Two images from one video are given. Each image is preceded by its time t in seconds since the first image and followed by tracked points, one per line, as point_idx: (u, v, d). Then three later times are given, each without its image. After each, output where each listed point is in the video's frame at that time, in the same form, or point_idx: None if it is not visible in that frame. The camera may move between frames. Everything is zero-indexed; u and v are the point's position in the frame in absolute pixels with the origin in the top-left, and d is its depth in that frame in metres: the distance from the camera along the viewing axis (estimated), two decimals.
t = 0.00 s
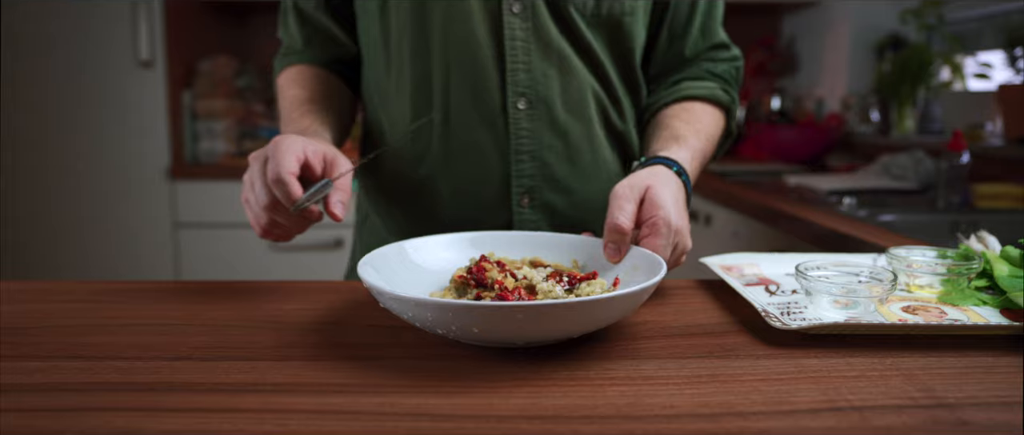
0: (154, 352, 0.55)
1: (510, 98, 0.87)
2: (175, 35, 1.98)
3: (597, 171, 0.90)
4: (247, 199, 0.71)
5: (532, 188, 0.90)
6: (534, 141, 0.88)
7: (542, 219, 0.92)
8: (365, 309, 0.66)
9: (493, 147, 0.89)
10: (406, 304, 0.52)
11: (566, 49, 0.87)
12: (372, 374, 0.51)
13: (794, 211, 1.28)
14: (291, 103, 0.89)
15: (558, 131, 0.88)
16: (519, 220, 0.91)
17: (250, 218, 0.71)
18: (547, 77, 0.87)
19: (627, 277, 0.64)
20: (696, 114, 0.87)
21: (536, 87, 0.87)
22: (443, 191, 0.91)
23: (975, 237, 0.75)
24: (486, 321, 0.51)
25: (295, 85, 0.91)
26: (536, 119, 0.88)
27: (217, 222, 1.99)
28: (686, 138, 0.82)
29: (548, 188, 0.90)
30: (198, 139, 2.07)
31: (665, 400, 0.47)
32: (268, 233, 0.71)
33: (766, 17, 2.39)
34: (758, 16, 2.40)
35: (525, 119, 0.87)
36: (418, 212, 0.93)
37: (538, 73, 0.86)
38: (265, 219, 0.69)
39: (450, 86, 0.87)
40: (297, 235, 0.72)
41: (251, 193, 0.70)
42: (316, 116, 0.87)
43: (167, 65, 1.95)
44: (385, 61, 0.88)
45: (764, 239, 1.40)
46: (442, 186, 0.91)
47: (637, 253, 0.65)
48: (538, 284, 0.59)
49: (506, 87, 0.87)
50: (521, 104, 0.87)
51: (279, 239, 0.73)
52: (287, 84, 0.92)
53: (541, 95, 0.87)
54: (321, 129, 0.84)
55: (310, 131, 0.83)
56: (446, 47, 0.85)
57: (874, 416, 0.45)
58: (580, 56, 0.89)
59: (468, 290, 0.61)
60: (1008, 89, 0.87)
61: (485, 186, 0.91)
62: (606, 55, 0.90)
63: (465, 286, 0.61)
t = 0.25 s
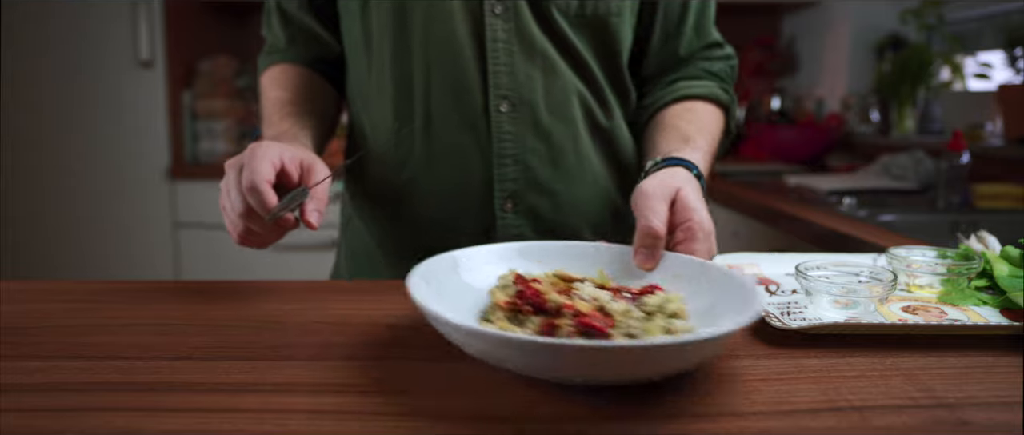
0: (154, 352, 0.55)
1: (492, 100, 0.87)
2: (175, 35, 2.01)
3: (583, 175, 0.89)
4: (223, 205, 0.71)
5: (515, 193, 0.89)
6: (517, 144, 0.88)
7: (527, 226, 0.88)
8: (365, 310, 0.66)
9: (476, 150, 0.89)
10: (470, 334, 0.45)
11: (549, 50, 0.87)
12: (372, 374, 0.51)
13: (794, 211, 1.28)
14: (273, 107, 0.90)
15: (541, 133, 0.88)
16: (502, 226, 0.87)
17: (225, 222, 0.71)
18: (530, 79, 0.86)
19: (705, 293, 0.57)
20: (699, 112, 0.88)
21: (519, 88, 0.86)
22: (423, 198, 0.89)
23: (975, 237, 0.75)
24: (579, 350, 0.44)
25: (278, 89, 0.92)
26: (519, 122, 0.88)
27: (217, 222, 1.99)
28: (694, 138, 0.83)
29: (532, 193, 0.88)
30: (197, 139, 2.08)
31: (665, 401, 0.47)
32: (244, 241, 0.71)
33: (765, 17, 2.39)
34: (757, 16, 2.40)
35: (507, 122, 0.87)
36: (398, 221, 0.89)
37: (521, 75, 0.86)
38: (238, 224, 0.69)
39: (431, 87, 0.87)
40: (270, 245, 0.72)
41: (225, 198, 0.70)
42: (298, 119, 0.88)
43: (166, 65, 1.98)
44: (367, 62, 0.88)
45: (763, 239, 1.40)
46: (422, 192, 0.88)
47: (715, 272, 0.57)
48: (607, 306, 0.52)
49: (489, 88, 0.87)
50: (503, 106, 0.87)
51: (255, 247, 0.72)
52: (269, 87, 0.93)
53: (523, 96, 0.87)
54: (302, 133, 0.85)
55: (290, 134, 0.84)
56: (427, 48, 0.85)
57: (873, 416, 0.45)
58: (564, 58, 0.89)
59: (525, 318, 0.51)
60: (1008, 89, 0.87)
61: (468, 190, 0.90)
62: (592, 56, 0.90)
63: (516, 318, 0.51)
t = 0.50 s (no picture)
0: (154, 352, 0.56)
1: (481, 100, 0.87)
2: (175, 35, 1.99)
3: (572, 174, 0.90)
4: (217, 206, 0.70)
5: (504, 194, 0.90)
6: (507, 145, 0.88)
7: (517, 226, 0.91)
8: (364, 309, 0.66)
9: (466, 151, 0.89)
10: (668, 403, 0.35)
11: (539, 49, 0.88)
12: (371, 374, 0.51)
13: (793, 211, 1.28)
14: (258, 105, 0.89)
15: (530, 133, 0.88)
16: (491, 228, 0.90)
17: (219, 223, 0.71)
18: (520, 79, 0.87)
19: (859, 323, 0.48)
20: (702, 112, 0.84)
21: (508, 88, 0.87)
22: (414, 198, 0.90)
23: (976, 237, 0.74)
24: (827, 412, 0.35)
25: (262, 83, 0.91)
26: (509, 123, 0.88)
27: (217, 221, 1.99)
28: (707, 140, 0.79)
29: (521, 193, 0.90)
30: (197, 139, 2.07)
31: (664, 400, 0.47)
32: (239, 242, 0.71)
33: (766, 16, 2.39)
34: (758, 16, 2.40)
35: (496, 122, 0.88)
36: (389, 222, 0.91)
37: (511, 75, 0.87)
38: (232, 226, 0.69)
39: (420, 88, 0.87)
40: (265, 245, 0.72)
41: (219, 198, 0.70)
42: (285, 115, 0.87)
43: (167, 65, 1.96)
44: (354, 63, 0.89)
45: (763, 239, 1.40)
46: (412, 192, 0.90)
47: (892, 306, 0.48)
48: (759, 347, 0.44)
49: (478, 89, 0.87)
50: (493, 107, 0.87)
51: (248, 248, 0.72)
52: (253, 81, 0.92)
53: (513, 96, 0.88)
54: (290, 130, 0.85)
55: (279, 131, 0.83)
56: (418, 48, 0.87)
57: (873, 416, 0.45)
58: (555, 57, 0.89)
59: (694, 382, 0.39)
60: (1007, 89, 0.87)
61: (456, 191, 0.90)
62: (582, 56, 0.90)
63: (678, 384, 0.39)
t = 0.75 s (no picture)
0: (154, 352, 0.56)
1: (476, 100, 0.87)
2: (176, 35, 1.99)
3: (566, 173, 0.90)
4: (229, 211, 0.71)
5: (500, 194, 0.90)
6: (502, 145, 0.88)
7: (513, 226, 0.91)
8: (364, 309, 0.66)
9: (461, 150, 0.89)
10: None
11: (534, 48, 0.87)
12: (372, 374, 0.51)
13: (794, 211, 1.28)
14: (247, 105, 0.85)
15: (525, 132, 0.88)
16: (488, 228, 0.90)
17: (230, 227, 0.71)
18: (514, 78, 0.87)
19: (955, 336, 0.47)
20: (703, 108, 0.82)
21: (502, 87, 0.87)
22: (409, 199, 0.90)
23: (975, 236, 0.73)
24: None
25: (252, 81, 0.87)
26: (504, 122, 0.88)
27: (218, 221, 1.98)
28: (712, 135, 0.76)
29: (517, 194, 0.90)
30: (197, 139, 2.06)
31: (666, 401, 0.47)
32: (251, 245, 0.72)
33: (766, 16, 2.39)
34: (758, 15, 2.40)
35: (491, 122, 0.88)
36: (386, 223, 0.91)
37: (505, 74, 0.87)
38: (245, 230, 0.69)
39: (414, 87, 0.87)
40: (275, 248, 0.73)
41: (231, 202, 0.70)
42: (278, 113, 0.84)
43: (167, 65, 1.96)
44: (343, 61, 0.89)
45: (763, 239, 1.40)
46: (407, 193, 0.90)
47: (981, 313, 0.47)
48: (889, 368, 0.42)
49: (473, 88, 0.87)
50: (488, 106, 0.87)
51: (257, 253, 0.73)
52: (243, 78, 0.88)
53: (508, 96, 0.87)
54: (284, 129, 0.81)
55: (273, 131, 0.80)
56: (412, 47, 0.86)
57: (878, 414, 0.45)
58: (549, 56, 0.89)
59: (880, 418, 0.36)
60: (1008, 89, 0.86)
61: (451, 192, 0.90)
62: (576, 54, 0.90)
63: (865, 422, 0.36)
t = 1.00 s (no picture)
0: (154, 352, 0.56)
1: (501, 105, 0.87)
2: (176, 35, 1.99)
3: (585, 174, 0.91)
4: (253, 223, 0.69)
5: (527, 196, 0.89)
6: (527, 149, 0.88)
7: (539, 227, 0.91)
8: (364, 309, 0.66)
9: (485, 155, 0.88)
10: None
11: (551, 53, 0.87)
12: (372, 374, 0.51)
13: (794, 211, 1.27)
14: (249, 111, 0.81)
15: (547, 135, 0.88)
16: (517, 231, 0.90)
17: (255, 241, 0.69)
18: (535, 82, 0.87)
19: (975, 331, 0.46)
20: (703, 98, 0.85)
21: (525, 92, 0.87)
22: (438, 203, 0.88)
23: (975, 236, 0.72)
24: None
25: (248, 84, 0.83)
26: (528, 126, 0.88)
27: (218, 222, 1.98)
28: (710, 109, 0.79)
29: (543, 196, 0.90)
30: (198, 139, 2.06)
31: (665, 400, 0.47)
32: (279, 258, 0.70)
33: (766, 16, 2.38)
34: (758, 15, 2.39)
35: (516, 127, 0.88)
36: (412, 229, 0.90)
37: (527, 78, 0.87)
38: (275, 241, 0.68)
39: (436, 93, 0.87)
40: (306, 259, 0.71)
41: (255, 214, 0.68)
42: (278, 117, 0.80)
43: (167, 65, 1.97)
44: (359, 68, 0.88)
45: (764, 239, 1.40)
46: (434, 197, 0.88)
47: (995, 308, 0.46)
48: (949, 369, 0.39)
49: (495, 93, 0.87)
50: (512, 111, 0.87)
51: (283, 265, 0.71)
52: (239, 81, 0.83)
53: (531, 100, 0.87)
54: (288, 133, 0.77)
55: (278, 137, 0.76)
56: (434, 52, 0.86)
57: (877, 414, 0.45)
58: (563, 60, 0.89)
59: (939, 423, 0.34)
60: (1008, 89, 0.86)
61: (479, 195, 0.89)
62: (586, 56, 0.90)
63: (925, 429, 0.34)
